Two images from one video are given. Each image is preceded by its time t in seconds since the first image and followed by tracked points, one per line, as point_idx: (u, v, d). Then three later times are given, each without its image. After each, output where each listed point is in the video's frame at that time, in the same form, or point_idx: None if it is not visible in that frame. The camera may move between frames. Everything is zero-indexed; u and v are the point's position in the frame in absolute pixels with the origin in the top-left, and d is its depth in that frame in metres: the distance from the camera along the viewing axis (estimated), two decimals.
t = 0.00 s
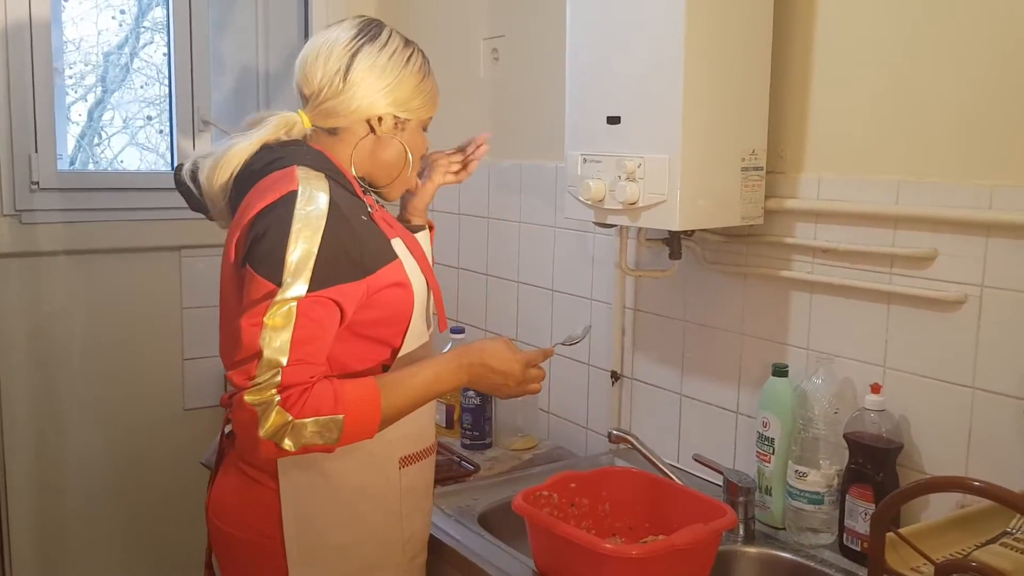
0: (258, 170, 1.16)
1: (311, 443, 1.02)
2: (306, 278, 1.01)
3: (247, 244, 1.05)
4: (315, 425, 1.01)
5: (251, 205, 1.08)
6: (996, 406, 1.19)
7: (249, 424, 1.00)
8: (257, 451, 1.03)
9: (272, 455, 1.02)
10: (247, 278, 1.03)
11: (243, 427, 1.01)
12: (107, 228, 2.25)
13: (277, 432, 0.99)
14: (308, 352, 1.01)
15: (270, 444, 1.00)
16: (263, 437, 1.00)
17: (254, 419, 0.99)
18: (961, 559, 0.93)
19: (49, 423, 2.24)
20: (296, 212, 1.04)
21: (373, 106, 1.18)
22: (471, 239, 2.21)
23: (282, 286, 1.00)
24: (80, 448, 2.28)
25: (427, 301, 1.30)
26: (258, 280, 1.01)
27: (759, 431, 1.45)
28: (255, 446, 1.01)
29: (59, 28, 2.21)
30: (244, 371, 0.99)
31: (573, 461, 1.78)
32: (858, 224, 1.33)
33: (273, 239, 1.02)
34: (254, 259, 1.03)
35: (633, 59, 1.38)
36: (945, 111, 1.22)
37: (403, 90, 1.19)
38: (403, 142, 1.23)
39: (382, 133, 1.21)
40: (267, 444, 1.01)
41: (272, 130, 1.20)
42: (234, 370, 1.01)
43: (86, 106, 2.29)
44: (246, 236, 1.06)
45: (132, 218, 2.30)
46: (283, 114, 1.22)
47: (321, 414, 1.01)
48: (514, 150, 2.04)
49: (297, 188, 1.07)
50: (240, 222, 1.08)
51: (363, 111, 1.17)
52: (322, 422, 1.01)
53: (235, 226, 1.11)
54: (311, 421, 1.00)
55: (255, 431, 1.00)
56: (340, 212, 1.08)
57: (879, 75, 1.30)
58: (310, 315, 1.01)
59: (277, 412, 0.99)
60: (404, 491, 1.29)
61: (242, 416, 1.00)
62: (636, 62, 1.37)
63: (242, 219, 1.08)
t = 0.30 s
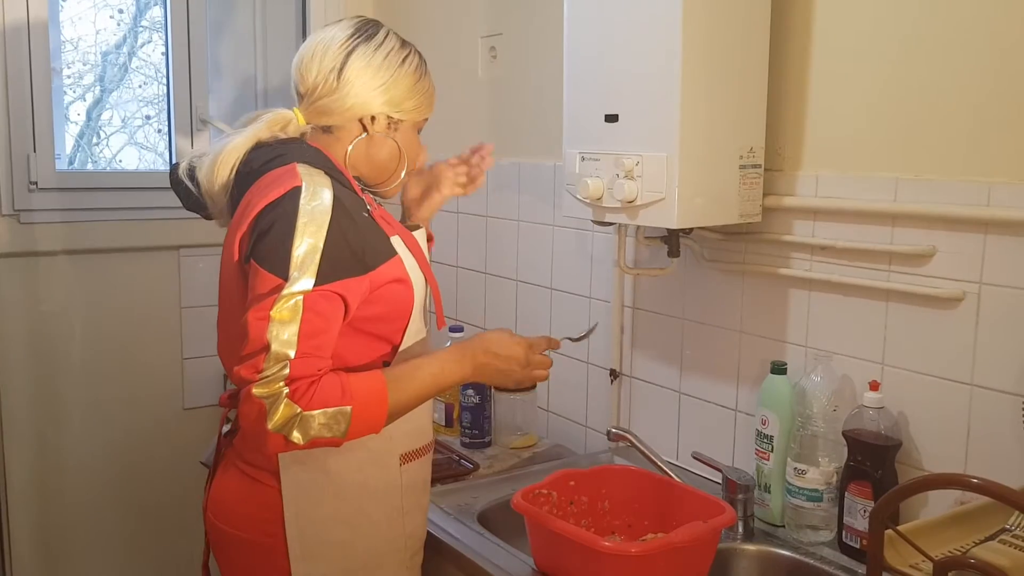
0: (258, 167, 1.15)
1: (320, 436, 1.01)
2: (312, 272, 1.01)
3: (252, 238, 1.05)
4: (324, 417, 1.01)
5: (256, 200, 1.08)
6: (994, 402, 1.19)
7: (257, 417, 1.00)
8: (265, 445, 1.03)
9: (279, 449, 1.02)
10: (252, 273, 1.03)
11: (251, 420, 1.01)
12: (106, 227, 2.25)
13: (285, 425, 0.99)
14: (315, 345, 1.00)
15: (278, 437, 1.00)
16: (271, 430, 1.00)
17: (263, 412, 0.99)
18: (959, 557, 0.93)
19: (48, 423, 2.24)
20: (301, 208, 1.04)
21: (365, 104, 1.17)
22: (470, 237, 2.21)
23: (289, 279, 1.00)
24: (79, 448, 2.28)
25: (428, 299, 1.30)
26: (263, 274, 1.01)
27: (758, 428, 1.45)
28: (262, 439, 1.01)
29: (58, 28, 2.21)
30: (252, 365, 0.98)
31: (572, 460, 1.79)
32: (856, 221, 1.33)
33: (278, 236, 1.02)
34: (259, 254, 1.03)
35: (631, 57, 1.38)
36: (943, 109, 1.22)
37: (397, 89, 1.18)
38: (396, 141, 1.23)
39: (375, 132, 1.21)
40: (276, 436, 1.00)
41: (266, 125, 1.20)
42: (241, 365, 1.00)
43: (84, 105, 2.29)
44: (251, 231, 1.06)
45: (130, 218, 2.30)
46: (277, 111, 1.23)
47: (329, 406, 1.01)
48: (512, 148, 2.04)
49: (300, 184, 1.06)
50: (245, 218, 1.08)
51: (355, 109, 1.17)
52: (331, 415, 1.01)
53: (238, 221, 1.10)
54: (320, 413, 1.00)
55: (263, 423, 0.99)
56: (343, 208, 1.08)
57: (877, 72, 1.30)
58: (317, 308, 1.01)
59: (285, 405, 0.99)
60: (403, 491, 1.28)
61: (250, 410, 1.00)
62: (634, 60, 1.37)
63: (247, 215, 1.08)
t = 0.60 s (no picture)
0: (261, 166, 1.16)
1: (340, 444, 1.02)
2: (319, 273, 1.01)
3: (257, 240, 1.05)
4: (344, 425, 1.01)
5: (259, 205, 1.08)
6: (994, 401, 1.19)
7: (277, 421, 0.99)
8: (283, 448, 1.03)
9: (297, 452, 1.02)
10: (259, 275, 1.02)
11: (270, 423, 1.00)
12: (105, 227, 2.25)
13: (306, 427, 1.00)
14: (333, 348, 1.00)
15: (298, 442, 1.00)
16: (291, 433, 1.00)
17: (283, 415, 0.99)
18: (958, 556, 0.93)
19: (48, 423, 2.24)
20: (305, 208, 1.04)
21: (349, 93, 1.14)
22: (469, 237, 2.21)
23: (297, 281, 1.00)
24: (80, 448, 2.28)
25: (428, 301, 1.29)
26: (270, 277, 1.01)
27: (758, 427, 1.45)
28: (282, 442, 1.01)
29: (58, 28, 2.21)
30: (271, 370, 0.98)
31: (572, 459, 1.79)
32: (855, 221, 1.33)
33: (284, 237, 1.02)
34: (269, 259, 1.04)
35: (630, 57, 1.38)
36: (942, 107, 1.22)
37: (383, 79, 1.14)
38: (382, 135, 1.18)
39: (359, 124, 1.17)
40: (296, 441, 1.00)
41: (267, 118, 1.22)
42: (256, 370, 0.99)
43: (84, 105, 2.29)
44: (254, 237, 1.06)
45: (130, 218, 2.30)
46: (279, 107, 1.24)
47: (350, 416, 1.01)
48: (512, 148, 2.04)
49: (302, 185, 1.07)
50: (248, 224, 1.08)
51: (339, 98, 1.15)
52: (351, 426, 1.02)
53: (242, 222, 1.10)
54: (340, 420, 1.01)
55: (283, 426, 0.99)
56: (346, 207, 1.08)
57: (876, 71, 1.30)
58: (328, 309, 1.00)
59: (309, 407, 0.99)
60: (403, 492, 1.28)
61: (269, 414, 1.00)
62: (633, 59, 1.37)
63: (248, 218, 1.08)
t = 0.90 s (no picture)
0: (274, 167, 1.16)
1: (467, 437, 1.04)
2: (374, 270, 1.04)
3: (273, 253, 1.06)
4: (467, 419, 1.05)
5: (271, 219, 1.07)
6: (994, 399, 1.19)
7: (405, 422, 1.02)
8: (415, 453, 1.05)
9: (431, 452, 1.05)
10: (309, 295, 1.03)
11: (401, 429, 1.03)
12: (106, 226, 2.25)
13: (435, 421, 1.03)
14: (418, 338, 1.05)
15: (432, 441, 1.03)
16: (423, 430, 1.03)
17: (413, 413, 1.02)
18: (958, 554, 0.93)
19: (49, 422, 2.24)
20: (327, 210, 1.05)
21: (361, 92, 1.14)
22: (470, 235, 2.21)
23: (360, 284, 1.02)
24: (81, 447, 2.28)
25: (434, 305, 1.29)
26: (324, 294, 1.02)
27: (758, 426, 1.45)
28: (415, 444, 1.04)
29: (57, 28, 2.21)
30: (383, 376, 1.01)
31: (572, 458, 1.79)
32: (856, 219, 1.33)
33: (312, 244, 1.03)
34: (292, 267, 1.04)
35: (630, 55, 1.38)
36: (942, 106, 1.22)
37: (396, 79, 1.14)
38: (394, 136, 1.17)
39: (370, 124, 1.16)
40: (428, 438, 1.03)
41: (279, 119, 1.22)
42: (365, 386, 1.02)
43: (84, 105, 2.29)
44: (272, 255, 1.06)
45: (130, 218, 2.30)
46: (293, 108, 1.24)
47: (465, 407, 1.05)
48: (512, 146, 2.04)
49: (318, 189, 1.07)
50: (263, 241, 1.07)
51: (350, 98, 1.14)
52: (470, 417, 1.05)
53: (253, 235, 1.10)
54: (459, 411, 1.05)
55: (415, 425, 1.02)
56: (368, 207, 1.08)
57: (876, 69, 1.29)
58: (394, 303, 1.04)
59: (433, 401, 1.03)
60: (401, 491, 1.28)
61: (395, 419, 1.03)
62: (633, 58, 1.37)
63: (263, 234, 1.08)
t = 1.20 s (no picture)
0: (284, 163, 1.16)
1: (457, 438, 1.06)
2: (379, 269, 1.04)
3: (283, 250, 1.05)
4: (458, 418, 1.06)
5: (281, 217, 1.07)
6: (994, 394, 1.19)
7: (399, 422, 1.03)
8: (404, 452, 1.05)
9: (420, 452, 1.05)
10: (314, 292, 1.03)
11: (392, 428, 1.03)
12: (105, 223, 2.25)
13: (428, 420, 1.04)
14: (416, 340, 1.05)
15: (422, 440, 1.04)
16: (416, 430, 1.03)
17: (407, 413, 1.02)
18: (958, 549, 0.93)
19: (49, 420, 2.24)
20: (338, 209, 1.05)
21: (371, 91, 1.13)
22: (469, 232, 2.21)
23: (364, 283, 1.02)
24: (81, 445, 2.29)
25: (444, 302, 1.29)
26: (328, 289, 1.02)
27: (758, 421, 1.45)
28: (406, 444, 1.04)
29: (56, 25, 2.21)
30: (379, 374, 1.01)
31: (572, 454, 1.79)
32: (855, 214, 1.33)
33: (324, 245, 1.03)
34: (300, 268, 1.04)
35: (630, 51, 1.37)
36: (942, 101, 1.22)
37: (406, 78, 1.13)
38: (403, 134, 1.17)
39: (380, 122, 1.16)
40: (418, 438, 1.04)
41: (287, 115, 1.22)
42: (360, 383, 1.01)
43: (83, 103, 2.29)
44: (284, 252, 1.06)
45: (130, 215, 2.30)
46: (298, 102, 1.24)
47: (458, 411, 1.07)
48: (511, 143, 2.04)
49: (329, 188, 1.07)
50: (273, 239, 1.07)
51: (360, 96, 1.14)
52: (462, 418, 1.06)
53: (263, 236, 1.10)
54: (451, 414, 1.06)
55: (408, 425, 1.03)
56: (380, 208, 1.08)
57: (876, 64, 1.29)
58: (395, 304, 1.04)
59: (427, 401, 1.04)
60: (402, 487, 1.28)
61: (389, 419, 1.02)
62: (632, 53, 1.37)
63: (273, 233, 1.07)
